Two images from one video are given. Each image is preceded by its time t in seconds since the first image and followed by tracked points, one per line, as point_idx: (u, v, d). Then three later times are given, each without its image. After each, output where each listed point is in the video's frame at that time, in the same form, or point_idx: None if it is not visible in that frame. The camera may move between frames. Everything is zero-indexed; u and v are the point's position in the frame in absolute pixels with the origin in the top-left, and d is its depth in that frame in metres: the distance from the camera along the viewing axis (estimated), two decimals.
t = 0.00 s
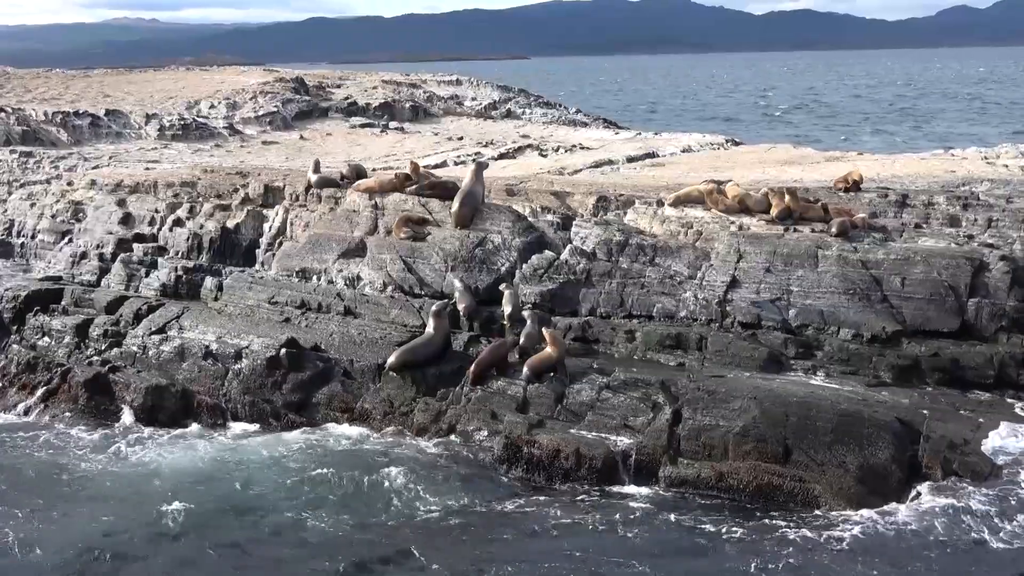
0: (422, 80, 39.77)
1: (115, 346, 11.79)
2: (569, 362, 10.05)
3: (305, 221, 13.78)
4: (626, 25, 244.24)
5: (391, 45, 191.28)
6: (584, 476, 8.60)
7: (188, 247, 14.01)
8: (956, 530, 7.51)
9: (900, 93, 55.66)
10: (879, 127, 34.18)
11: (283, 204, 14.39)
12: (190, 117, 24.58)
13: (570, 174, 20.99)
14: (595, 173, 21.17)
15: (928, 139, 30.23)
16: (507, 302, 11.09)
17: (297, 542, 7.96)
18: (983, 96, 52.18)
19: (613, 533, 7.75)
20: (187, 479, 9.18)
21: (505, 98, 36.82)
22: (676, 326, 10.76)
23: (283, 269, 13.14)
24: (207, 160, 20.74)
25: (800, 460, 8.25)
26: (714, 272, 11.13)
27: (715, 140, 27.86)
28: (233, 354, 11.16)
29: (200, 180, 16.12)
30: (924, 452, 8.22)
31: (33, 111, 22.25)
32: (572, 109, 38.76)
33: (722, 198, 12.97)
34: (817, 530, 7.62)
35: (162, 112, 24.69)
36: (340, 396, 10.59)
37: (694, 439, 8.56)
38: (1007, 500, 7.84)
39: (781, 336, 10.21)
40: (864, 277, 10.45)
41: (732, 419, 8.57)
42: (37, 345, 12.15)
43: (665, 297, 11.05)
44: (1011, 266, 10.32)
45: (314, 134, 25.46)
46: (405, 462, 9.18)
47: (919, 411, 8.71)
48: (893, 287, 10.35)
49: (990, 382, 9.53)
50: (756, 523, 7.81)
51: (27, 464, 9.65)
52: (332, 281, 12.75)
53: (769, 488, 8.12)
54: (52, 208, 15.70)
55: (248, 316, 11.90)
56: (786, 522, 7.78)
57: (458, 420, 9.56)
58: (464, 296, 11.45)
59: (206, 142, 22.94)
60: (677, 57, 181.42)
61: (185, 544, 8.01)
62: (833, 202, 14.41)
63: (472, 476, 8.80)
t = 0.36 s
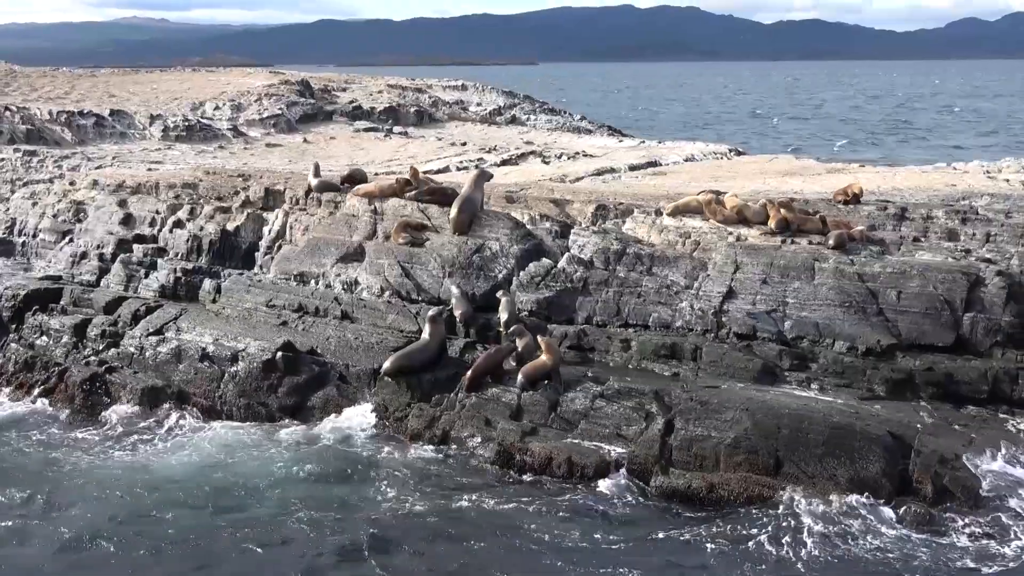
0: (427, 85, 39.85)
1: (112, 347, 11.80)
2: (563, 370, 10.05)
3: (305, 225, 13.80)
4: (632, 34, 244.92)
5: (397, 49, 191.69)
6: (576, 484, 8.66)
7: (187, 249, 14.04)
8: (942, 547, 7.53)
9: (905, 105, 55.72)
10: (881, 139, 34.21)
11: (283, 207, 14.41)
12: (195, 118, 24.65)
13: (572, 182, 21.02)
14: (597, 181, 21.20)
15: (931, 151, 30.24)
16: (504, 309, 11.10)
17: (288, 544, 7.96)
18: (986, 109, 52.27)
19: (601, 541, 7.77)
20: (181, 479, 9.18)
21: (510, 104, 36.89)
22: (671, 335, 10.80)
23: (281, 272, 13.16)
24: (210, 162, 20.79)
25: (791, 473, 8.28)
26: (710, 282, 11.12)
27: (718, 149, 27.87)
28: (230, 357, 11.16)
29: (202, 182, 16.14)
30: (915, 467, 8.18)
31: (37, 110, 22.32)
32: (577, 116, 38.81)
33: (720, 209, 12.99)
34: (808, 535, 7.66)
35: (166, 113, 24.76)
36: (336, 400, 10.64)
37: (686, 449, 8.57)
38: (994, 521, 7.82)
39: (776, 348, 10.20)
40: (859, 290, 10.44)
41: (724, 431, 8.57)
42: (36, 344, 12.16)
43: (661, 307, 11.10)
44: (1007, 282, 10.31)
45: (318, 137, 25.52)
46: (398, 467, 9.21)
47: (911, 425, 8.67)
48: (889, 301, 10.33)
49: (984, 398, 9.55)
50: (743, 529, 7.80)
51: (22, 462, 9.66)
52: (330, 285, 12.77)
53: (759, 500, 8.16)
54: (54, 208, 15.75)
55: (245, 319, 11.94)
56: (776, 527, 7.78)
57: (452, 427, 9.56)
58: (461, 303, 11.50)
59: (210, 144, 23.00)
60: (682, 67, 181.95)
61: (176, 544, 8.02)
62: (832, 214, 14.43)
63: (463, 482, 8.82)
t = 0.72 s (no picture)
0: (432, 91, 39.95)
1: (112, 350, 11.84)
2: (560, 377, 10.06)
3: (305, 231, 13.84)
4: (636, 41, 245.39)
5: (402, 55, 192.19)
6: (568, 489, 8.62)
7: (188, 253, 14.08)
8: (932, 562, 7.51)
9: (909, 114, 55.71)
10: (884, 149, 34.22)
11: (284, 212, 14.44)
12: (200, 123, 24.73)
13: (574, 189, 21.05)
14: (599, 189, 21.23)
15: (933, 161, 30.24)
16: (501, 315, 11.10)
17: (283, 546, 7.98)
18: (990, 120, 52.33)
19: (593, 547, 7.76)
20: (177, 481, 9.20)
21: (514, 111, 36.97)
22: (668, 343, 10.80)
23: (281, 278, 13.21)
24: (214, 166, 20.85)
25: (784, 481, 8.25)
26: (708, 291, 11.16)
27: (722, 158, 27.89)
28: (228, 361, 11.19)
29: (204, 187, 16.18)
30: (908, 477, 8.14)
31: (43, 113, 22.41)
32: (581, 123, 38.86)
33: (719, 217, 13.00)
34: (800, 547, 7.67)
35: (171, 117, 24.85)
36: (333, 406, 10.68)
37: (680, 457, 8.59)
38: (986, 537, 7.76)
39: (773, 356, 10.22)
40: (857, 299, 10.45)
41: (718, 439, 8.60)
42: (36, 347, 12.20)
43: (659, 315, 11.09)
44: (1005, 292, 10.27)
45: (322, 142, 25.59)
46: (391, 472, 9.20)
47: (906, 436, 8.66)
48: (886, 310, 10.33)
49: (980, 408, 9.52)
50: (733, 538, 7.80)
51: (20, 463, 9.68)
52: (329, 291, 12.81)
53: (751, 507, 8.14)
54: (57, 211, 15.81)
55: (243, 323, 11.93)
56: (766, 537, 7.79)
57: (449, 433, 9.55)
58: (459, 309, 11.52)
59: (213, 149, 23.08)
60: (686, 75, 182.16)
61: (171, 546, 8.02)
62: (832, 223, 14.44)
63: (457, 487, 8.80)
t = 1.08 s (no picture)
0: (437, 92, 40.00)
1: (112, 348, 11.86)
2: (557, 378, 10.06)
3: (305, 231, 13.85)
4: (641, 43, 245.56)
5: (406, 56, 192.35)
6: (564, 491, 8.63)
7: (189, 252, 14.10)
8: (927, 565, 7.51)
9: (914, 118, 55.65)
10: (888, 152, 34.17)
11: (285, 212, 14.45)
12: (204, 123, 24.77)
13: (577, 191, 21.05)
14: (601, 191, 21.24)
15: (937, 165, 30.20)
16: (500, 315, 11.08)
17: (281, 545, 7.98)
18: (995, 124, 52.26)
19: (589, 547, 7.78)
20: (174, 478, 9.20)
21: (520, 112, 36.98)
22: (666, 344, 10.79)
23: (281, 277, 13.22)
24: (218, 166, 20.88)
25: (778, 483, 8.20)
26: (706, 293, 11.15)
27: (726, 160, 27.87)
28: (227, 360, 11.20)
29: (207, 186, 16.20)
30: (902, 480, 8.12)
31: (48, 112, 22.45)
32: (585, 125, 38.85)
33: (719, 219, 13.00)
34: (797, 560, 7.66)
35: (175, 116, 24.90)
36: (331, 405, 10.68)
37: (675, 458, 8.58)
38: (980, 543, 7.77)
39: (771, 358, 10.21)
40: (855, 302, 10.44)
41: (713, 440, 8.60)
42: (36, 345, 12.22)
43: (657, 316, 11.09)
44: (1003, 296, 10.26)
45: (326, 143, 25.63)
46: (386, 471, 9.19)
47: (903, 439, 8.63)
48: (884, 313, 10.33)
49: (977, 412, 9.50)
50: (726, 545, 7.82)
51: (18, 459, 9.69)
52: (328, 290, 12.82)
53: (745, 509, 8.07)
54: (60, 210, 15.84)
55: (243, 322, 11.94)
56: (757, 547, 7.82)
57: (445, 433, 9.55)
58: (457, 309, 11.52)
59: (218, 149, 23.10)
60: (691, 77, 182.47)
61: (169, 544, 8.02)
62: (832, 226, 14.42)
63: (452, 487, 8.79)
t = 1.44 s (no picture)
0: (444, 92, 40.04)
1: (114, 345, 11.89)
2: (556, 377, 10.07)
3: (308, 229, 13.86)
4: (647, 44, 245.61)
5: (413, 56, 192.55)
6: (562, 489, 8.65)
7: (192, 250, 14.12)
8: (924, 567, 7.48)
9: (922, 120, 55.49)
10: (895, 155, 34.09)
11: (288, 210, 14.47)
12: (210, 122, 24.81)
13: (581, 191, 21.04)
14: (606, 191, 21.23)
15: (942, 167, 30.13)
16: (500, 314, 11.13)
17: (280, 541, 7.95)
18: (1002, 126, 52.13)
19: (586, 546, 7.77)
20: (173, 475, 9.17)
21: (526, 113, 36.98)
22: (666, 344, 10.79)
23: (283, 275, 13.24)
24: (224, 165, 20.91)
25: (776, 483, 8.19)
26: (707, 293, 11.14)
27: (732, 161, 27.85)
28: (228, 357, 11.21)
29: (211, 184, 16.23)
30: (899, 480, 8.13)
31: (55, 110, 22.51)
32: (592, 126, 38.84)
33: (720, 219, 12.99)
34: (798, 559, 7.63)
35: (182, 115, 24.95)
36: (330, 403, 10.68)
37: (672, 457, 8.56)
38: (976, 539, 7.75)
39: (770, 359, 10.20)
40: (856, 302, 10.42)
41: (711, 440, 8.58)
42: (39, 341, 12.23)
43: (658, 316, 11.09)
44: (1004, 297, 10.24)
45: (332, 143, 25.66)
46: (384, 467, 9.23)
47: (900, 440, 8.63)
48: (884, 314, 10.31)
49: (977, 413, 9.49)
50: (724, 545, 7.83)
51: (19, 454, 9.68)
52: (330, 288, 12.84)
53: (741, 510, 8.05)
54: (65, 207, 15.90)
55: (244, 320, 11.97)
56: (756, 547, 7.82)
57: (445, 430, 9.64)
58: (458, 308, 11.52)
59: (224, 148, 23.16)
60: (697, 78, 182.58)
61: (168, 541, 7.99)
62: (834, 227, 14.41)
63: (451, 485, 8.81)
